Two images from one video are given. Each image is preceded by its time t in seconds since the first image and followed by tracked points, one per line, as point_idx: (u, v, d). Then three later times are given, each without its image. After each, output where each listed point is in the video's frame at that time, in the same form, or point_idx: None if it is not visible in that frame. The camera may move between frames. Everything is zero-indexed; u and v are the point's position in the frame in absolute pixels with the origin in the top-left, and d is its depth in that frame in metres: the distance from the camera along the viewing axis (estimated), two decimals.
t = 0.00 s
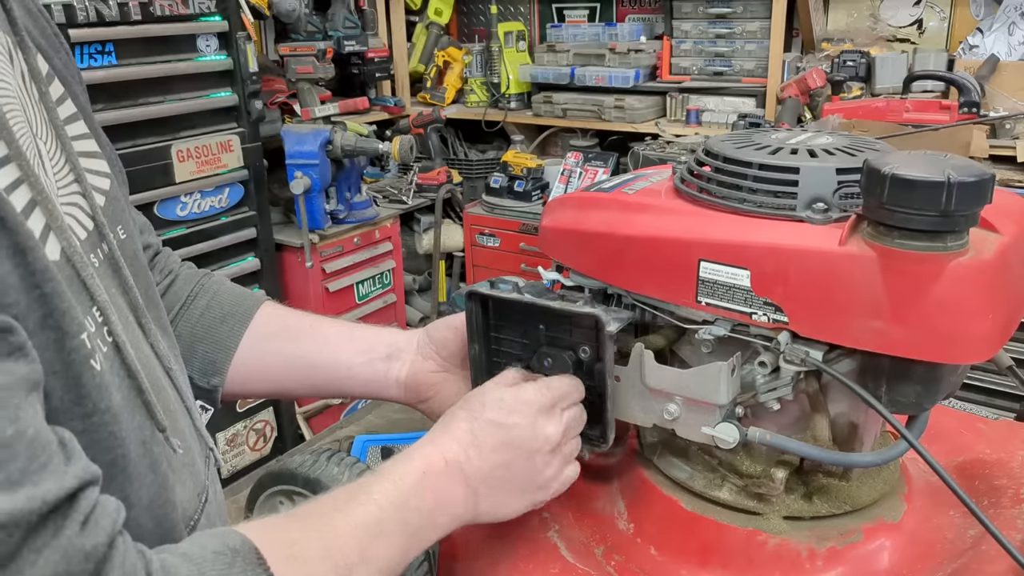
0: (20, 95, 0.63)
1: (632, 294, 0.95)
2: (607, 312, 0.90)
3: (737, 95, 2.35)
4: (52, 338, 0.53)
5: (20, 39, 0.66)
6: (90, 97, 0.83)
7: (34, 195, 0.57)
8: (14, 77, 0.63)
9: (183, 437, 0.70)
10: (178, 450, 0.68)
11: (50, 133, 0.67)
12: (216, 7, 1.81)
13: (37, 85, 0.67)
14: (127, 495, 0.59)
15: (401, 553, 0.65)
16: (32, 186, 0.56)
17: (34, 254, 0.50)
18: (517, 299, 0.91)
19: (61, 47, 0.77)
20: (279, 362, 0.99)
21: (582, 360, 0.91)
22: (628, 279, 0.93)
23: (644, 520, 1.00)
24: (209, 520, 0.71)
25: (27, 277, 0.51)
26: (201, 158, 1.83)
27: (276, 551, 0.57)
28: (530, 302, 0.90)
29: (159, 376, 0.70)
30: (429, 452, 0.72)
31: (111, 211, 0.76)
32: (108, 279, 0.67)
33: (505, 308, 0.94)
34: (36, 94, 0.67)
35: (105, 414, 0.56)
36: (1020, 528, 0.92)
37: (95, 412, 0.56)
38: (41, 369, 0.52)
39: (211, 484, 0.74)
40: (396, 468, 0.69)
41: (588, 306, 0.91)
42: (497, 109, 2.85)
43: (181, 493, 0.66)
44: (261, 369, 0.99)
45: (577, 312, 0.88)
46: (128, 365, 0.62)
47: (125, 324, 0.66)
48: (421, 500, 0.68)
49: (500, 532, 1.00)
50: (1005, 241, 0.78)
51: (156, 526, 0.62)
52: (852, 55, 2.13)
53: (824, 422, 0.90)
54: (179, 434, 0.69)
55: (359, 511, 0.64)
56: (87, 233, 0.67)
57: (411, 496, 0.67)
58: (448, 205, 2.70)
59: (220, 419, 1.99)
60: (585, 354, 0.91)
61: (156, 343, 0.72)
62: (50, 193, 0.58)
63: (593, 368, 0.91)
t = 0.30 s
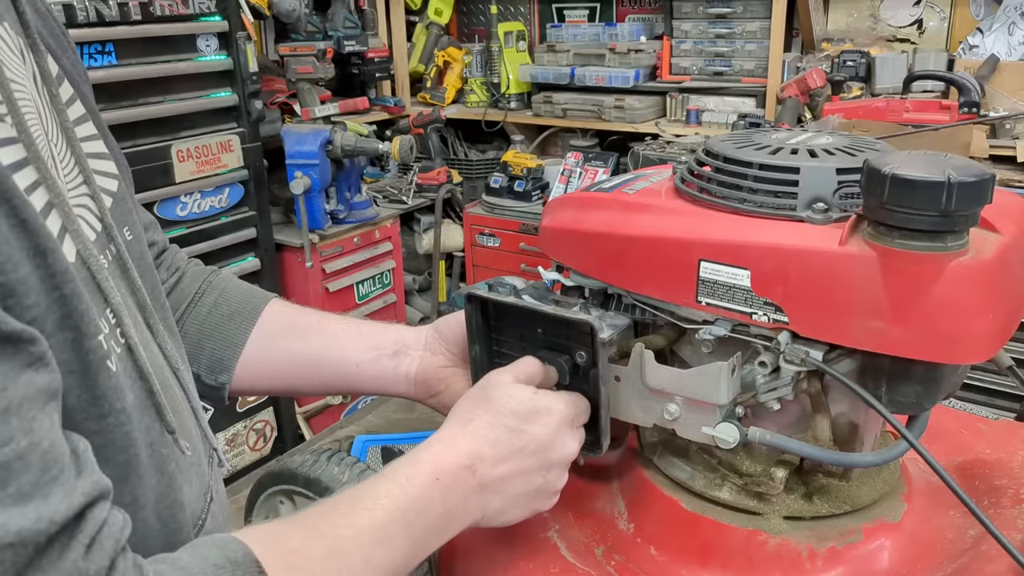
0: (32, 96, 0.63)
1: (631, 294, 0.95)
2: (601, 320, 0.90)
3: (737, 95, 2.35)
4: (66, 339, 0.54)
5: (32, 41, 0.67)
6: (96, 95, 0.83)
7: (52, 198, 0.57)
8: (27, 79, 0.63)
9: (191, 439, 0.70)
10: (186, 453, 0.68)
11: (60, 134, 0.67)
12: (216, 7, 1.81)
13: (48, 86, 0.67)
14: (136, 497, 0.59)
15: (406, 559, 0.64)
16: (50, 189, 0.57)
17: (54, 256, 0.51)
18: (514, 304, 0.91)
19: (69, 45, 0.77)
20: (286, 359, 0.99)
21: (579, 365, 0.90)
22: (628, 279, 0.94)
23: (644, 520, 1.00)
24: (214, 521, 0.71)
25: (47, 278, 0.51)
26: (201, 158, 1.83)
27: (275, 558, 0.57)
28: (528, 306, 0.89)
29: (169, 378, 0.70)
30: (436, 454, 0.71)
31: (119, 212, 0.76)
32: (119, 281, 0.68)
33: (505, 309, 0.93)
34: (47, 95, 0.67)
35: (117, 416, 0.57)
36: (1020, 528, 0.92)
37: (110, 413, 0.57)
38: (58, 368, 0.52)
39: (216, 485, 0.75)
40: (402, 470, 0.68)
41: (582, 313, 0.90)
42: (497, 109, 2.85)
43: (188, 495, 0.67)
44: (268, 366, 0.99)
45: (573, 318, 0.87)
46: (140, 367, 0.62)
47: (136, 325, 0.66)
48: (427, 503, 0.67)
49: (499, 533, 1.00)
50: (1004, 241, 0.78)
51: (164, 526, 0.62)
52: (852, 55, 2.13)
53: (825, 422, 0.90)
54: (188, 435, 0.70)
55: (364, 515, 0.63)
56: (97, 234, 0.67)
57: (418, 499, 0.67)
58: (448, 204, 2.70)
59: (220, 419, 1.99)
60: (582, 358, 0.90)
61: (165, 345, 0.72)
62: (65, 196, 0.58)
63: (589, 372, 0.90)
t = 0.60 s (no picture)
0: (35, 101, 0.64)
1: (631, 294, 0.95)
2: (602, 317, 0.91)
3: (738, 95, 2.35)
4: (63, 343, 0.54)
5: (38, 45, 0.66)
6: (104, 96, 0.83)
7: (53, 203, 0.57)
8: (30, 82, 0.64)
9: (192, 442, 0.70)
10: (187, 455, 0.68)
11: (64, 137, 0.67)
12: (216, 7, 1.81)
13: (53, 90, 0.67)
14: (136, 500, 0.59)
15: (404, 550, 0.64)
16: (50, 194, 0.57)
17: (53, 260, 0.51)
18: (509, 308, 0.90)
19: (76, 48, 0.77)
20: (302, 364, 0.99)
21: (581, 363, 0.90)
22: (628, 279, 0.93)
23: (644, 520, 1.00)
24: (216, 522, 0.71)
25: (45, 282, 0.51)
26: (201, 158, 1.83)
27: (268, 548, 0.57)
28: (525, 311, 0.88)
29: (170, 381, 0.70)
30: (437, 445, 0.71)
31: (123, 215, 0.76)
32: (120, 285, 0.68)
33: (498, 314, 0.92)
34: (51, 98, 0.67)
35: (115, 420, 0.57)
36: (1020, 528, 0.92)
37: (107, 416, 0.57)
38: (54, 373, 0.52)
39: (218, 486, 0.75)
40: (401, 461, 0.68)
41: (584, 313, 0.90)
42: (497, 109, 2.85)
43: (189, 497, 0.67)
44: (287, 370, 0.99)
45: (575, 319, 0.86)
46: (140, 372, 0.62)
47: (136, 330, 0.66)
48: (430, 503, 0.67)
49: (499, 533, 0.99)
50: (1005, 241, 0.78)
51: (164, 529, 0.62)
52: (852, 55, 2.13)
53: (825, 422, 0.90)
54: (189, 438, 0.70)
55: (360, 510, 0.63)
56: (99, 238, 0.67)
57: (416, 491, 0.66)
58: (449, 204, 2.70)
59: (220, 419, 1.99)
60: (584, 357, 0.89)
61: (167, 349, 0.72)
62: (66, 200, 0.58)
63: (593, 370, 0.90)
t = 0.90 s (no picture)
0: (34, 102, 0.64)
1: (632, 294, 0.95)
2: (604, 313, 0.90)
3: (738, 95, 2.35)
4: (56, 340, 0.54)
5: (40, 47, 0.66)
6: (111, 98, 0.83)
7: (46, 203, 0.57)
8: (30, 83, 0.64)
9: (186, 444, 0.70)
10: (182, 457, 0.68)
11: (65, 138, 0.67)
12: (216, 7, 1.81)
13: (54, 91, 0.67)
14: (133, 499, 0.59)
15: (412, 550, 0.64)
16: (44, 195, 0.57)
17: (45, 258, 0.51)
18: (509, 308, 0.90)
19: (86, 50, 0.78)
20: (317, 362, 0.99)
21: (582, 362, 0.90)
22: (629, 279, 0.93)
23: (644, 520, 1.00)
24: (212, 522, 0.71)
25: (37, 279, 0.52)
26: (201, 158, 1.82)
27: (268, 545, 0.57)
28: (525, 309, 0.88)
29: (167, 383, 0.70)
30: (447, 445, 0.71)
31: (125, 217, 0.76)
32: (116, 286, 0.68)
33: (497, 314, 0.92)
34: (52, 100, 0.67)
35: (110, 419, 0.57)
36: (1020, 528, 0.92)
37: (100, 415, 0.56)
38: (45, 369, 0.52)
39: (215, 487, 0.75)
40: (412, 462, 0.68)
41: (584, 312, 0.90)
42: (497, 109, 2.85)
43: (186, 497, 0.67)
44: (300, 368, 0.99)
45: (575, 317, 0.86)
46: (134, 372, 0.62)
47: (131, 332, 0.66)
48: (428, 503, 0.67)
49: (499, 534, 0.99)
50: (1004, 241, 0.78)
51: (163, 528, 0.62)
52: (852, 55, 2.13)
53: (825, 422, 0.90)
54: (183, 440, 0.70)
55: (370, 508, 0.63)
56: (96, 239, 0.67)
57: (422, 490, 0.66)
58: (449, 204, 2.70)
59: (220, 419, 1.99)
60: (584, 356, 0.89)
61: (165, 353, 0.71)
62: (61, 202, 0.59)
63: (593, 370, 0.90)
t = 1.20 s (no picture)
0: (38, 102, 0.64)
1: (631, 294, 0.95)
2: (604, 318, 0.90)
3: (738, 95, 2.35)
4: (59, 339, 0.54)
5: (44, 47, 0.66)
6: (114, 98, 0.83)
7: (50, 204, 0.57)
8: (34, 84, 0.64)
9: (186, 443, 0.70)
10: (182, 456, 0.68)
11: (68, 138, 0.67)
12: (216, 7, 1.81)
13: (57, 91, 0.67)
14: (133, 498, 0.60)
15: (406, 547, 0.64)
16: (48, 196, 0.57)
17: (48, 259, 0.51)
18: (508, 310, 0.90)
19: (89, 52, 0.78)
20: (317, 361, 0.99)
21: (581, 364, 0.90)
22: (629, 279, 0.93)
23: (644, 520, 1.00)
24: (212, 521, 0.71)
25: (40, 280, 0.52)
26: (201, 158, 1.82)
27: (266, 545, 0.57)
28: (525, 313, 0.88)
29: (167, 383, 0.70)
30: (441, 445, 0.71)
31: (127, 217, 0.76)
32: (118, 286, 0.68)
33: (497, 317, 0.92)
34: (55, 100, 0.67)
35: (111, 419, 0.57)
36: (1020, 528, 0.92)
37: (102, 415, 0.56)
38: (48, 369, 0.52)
39: (215, 485, 0.75)
40: (403, 458, 0.68)
41: (584, 313, 0.90)
42: (497, 109, 2.85)
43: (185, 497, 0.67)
44: (300, 367, 0.99)
45: (574, 321, 0.86)
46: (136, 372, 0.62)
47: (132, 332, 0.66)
48: (426, 502, 0.67)
49: (498, 534, 1.00)
50: (1004, 241, 0.78)
51: (162, 527, 0.62)
52: (852, 55, 2.13)
53: (825, 422, 0.90)
54: (183, 440, 0.70)
55: (363, 504, 0.63)
56: (98, 239, 0.67)
57: (416, 491, 0.66)
58: (448, 204, 2.70)
59: (220, 419, 1.99)
60: (584, 358, 0.89)
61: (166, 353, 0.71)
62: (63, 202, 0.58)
63: (593, 371, 0.90)
